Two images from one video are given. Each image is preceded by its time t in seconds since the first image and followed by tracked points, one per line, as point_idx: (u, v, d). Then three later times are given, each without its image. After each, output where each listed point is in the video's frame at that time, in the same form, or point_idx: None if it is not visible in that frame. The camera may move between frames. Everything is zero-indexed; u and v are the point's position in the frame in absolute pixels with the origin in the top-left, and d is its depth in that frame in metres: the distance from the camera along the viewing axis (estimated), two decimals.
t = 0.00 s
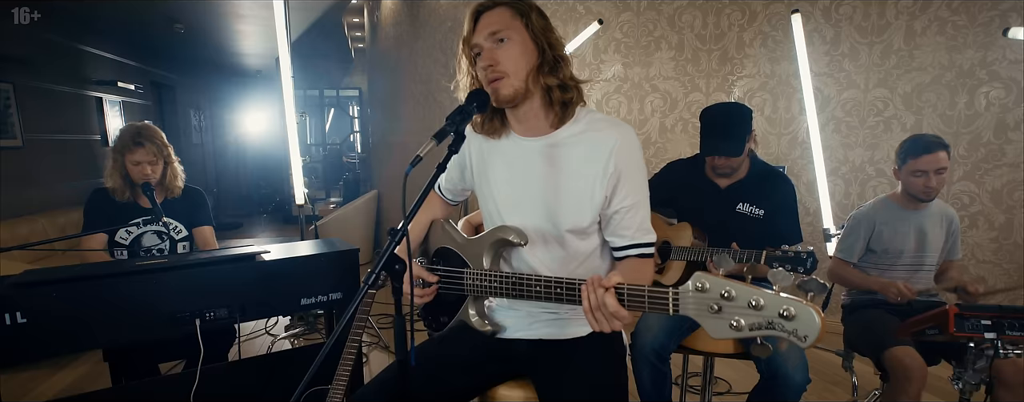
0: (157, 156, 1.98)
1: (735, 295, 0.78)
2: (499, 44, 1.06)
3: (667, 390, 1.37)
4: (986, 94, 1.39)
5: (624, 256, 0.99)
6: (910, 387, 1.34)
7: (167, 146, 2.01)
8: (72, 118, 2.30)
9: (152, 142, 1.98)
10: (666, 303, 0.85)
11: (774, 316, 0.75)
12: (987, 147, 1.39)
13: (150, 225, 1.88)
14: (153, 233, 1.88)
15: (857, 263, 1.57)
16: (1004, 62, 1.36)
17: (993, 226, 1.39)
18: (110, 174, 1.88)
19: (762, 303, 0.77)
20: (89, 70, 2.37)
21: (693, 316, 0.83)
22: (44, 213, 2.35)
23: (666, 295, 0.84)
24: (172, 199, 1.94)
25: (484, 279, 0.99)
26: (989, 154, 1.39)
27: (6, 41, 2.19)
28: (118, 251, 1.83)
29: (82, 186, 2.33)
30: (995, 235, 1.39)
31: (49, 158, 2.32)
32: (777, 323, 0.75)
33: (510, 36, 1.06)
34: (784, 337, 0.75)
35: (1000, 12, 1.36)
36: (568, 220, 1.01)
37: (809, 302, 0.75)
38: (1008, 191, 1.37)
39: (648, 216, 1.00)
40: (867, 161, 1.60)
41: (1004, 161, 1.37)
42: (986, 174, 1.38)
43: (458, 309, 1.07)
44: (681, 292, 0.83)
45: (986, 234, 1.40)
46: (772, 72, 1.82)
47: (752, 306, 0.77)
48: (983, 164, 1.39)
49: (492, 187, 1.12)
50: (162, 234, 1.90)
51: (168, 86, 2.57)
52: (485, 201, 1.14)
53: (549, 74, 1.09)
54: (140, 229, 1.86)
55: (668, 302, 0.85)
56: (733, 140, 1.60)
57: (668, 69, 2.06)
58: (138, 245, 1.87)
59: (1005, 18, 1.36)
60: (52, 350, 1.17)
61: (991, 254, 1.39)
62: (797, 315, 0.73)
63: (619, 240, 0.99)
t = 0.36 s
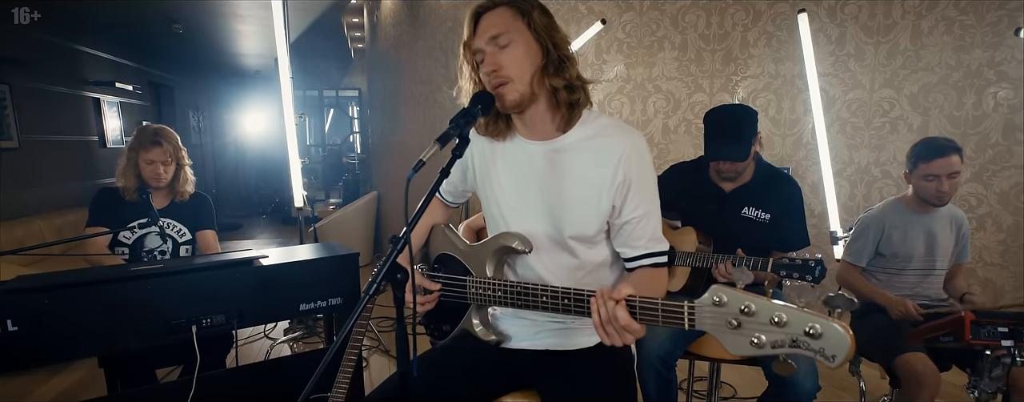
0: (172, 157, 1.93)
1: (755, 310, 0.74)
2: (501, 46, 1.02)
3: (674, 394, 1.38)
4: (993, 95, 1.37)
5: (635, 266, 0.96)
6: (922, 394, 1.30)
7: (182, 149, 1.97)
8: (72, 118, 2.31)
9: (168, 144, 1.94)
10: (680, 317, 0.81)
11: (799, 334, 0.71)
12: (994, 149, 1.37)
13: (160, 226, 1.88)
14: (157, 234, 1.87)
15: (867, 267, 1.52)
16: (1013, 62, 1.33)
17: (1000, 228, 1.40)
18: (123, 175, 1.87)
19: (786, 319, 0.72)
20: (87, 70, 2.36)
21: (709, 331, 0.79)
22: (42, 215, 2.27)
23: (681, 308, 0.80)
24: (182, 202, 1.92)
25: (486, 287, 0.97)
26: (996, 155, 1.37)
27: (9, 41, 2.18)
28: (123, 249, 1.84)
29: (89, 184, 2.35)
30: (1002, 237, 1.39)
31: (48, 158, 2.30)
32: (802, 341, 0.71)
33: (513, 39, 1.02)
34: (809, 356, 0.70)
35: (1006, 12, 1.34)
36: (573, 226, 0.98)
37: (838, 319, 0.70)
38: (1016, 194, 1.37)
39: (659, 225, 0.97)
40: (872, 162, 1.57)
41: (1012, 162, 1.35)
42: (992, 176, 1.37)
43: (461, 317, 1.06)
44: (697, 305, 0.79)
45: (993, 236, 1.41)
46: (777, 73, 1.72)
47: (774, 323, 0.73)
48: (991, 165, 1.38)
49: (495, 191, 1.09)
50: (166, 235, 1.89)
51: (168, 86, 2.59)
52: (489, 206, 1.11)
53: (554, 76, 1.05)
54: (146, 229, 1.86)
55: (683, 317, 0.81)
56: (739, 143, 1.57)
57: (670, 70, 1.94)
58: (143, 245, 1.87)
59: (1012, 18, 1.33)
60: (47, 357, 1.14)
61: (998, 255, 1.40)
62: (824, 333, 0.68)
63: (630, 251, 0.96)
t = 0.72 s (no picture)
0: (173, 161, 1.92)
1: (772, 339, 0.71)
2: (491, 58, 0.99)
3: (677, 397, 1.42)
4: (999, 96, 1.33)
5: (642, 272, 0.93)
6: None
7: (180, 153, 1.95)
8: (72, 120, 2.29)
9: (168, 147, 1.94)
10: (691, 340, 0.79)
11: (819, 366, 0.68)
12: (1000, 151, 1.34)
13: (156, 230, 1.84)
14: (155, 239, 1.84)
15: (870, 271, 1.51)
16: (1019, 63, 1.31)
17: (1006, 231, 1.35)
18: (122, 179, 1.87)
19: (804, 350, 0.69)
20: (83, 71, 2.33)
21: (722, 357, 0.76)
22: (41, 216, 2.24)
23: (691, 332, 0.78)
24: (182, 206, 1.89)
25: (485, 297, 0.94)
26: (1002, 157, 1.34)
27: (8, 43, 2.14)
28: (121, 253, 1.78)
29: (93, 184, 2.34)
30: (1009, 241, 1.35)
31: (46, 159, 2.26)
32: (821, 374, 0.68)
33: (503, 51, 0.99)
34: (828, 389, 0.68)
35: (1012, 12, 1.31)
36: (576, 233, 0.96)
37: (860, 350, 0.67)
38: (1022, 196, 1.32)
39: (665, 228, 0.93)
40: (876, 164, 1.53)
41: (1018, 164, 1.32)
42: (999, 179, 1.33)
43: (459, 327, 1.03)
44: (709, 329, 0.76)
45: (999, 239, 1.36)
46: (780, 74, 1.69)
47: (792, 353, 0.70)
48: (996, 168, 1.34)
49: (495, 197, 1.06)
50: (166, 240, 1.86)
51: (167, 88, 2.63)
52: (489, 212, 1.09)
53: (547, 83, 1.02)
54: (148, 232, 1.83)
55: (694, 340, 0.78)
56: (746, 148, 1.60)
57: (672, 70, 1.91)
58: (141, 250, 1.83)
59: (1020, 19, 1.30)
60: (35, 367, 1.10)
61: (1004, 259, 1.35)
62: (846, 367, 0.65)
63: (636, 256, 0.92)
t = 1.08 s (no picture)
0: (160, 164, 1.90)
1: (782, 354, 0.69)
2: (485, 54, 0.96)
3: None
4: (1008, 96, 1.30)
5: (649, 276, 0.90)
6: None
7: (171, 154, 1.94)
8: (67, 120, 2.25)
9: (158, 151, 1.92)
10: (698, 355, 0.77)
11: (833, 384, 0.65)
12: (1008, 152, 1.30)
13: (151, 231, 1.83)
14: (150, 241, 1.82)
15: (878, 276, 1.49)
16: None
17: (1014, 234, 1.32)
18: (116, 179, 1.86)
19: (817, 367, 0.66)
20: (82, 72, 2.30)
21: (730, 374, 0.74)
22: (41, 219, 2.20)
23: (698, 346, 0.76)
24: (176, 207, 1.88)
25: (483, 305, 0.92)
26: (1010, 158, 1.30)
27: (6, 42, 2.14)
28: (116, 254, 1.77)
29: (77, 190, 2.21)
30: (1017, 243, 1.31)
31: (48, 160, 2.24)
32: (836, 392, 0.65)
33: (496, 46, 0.96)
34: None
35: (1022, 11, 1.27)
36: (575, 237, 0.93)
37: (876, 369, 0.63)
38: None
39: (671, 232, 0.90)
40: (882, 166, 1.49)
41: None
42: (1006, 180, 1.30)
43: (456, 334, 1.00)
44: (716, 344, 0.74)
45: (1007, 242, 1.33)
46: (784, 73, 1.66)
47: (804, 370, 0.67)
48: (1004, 169, 1.31)
49: (493, 202, 1.04)
50: (161, 242, 1.84)
51: (166, 87, 2.51)
52: (486, 216, 1.06)
53: (545, 75, 1.00)
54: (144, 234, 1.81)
55: (701, 355, 0.76)
56: (751, 149, 1.56)
57: (674, 71, 1.89)
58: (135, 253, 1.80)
59: None
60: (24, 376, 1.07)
61: (1014, 262, 1.32)
62: (862, 386, 0.62)
63: (643, 260, 0.89)
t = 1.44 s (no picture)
0: (151, 165, 1.84)
1: (794, 360, 0.65)
2: (494, 50, 0.95)
3: None
4: None
5: (656, 287, 0.87)
6: None
7: (161, 154, 1.87)
8: (75, 121, 2.22)
9: (147, 151, 1.84)
10: (704, 362, 0.73)
11: (849, 392, 0.62)
12: None
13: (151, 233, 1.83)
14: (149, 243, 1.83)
15: (891, 283, 1.42)
16: None
17: None
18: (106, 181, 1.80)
19: (831, 373, 0.63)
20: (92, 73, 2.29)
21: (738, 381, 0.70)
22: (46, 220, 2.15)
23: (704, 352, 0.72)
24: (171, 209, 1.86)
25: (483, 314, 0.90)
26: None
27: (11, 44, 2.08)
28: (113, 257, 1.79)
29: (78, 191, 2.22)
30: None
31: (55, 161, 2.19)
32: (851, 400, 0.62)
33: (506, 40, 0.95)
34: None
35: None
36: (579, 245, 0.91)
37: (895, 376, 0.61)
38: None
39: (678, 240, 0.88)
40: (897, 168, 1.48)
41: None
42: None
43: (455, 346, 0.98)
44: (723, 350, 0.71)
45: None
46: (795, 74, 1.66)
47: (817, 376, 0.64)
48: None
49: (493, 207, 1.02)
50: (160, 244, 1.84)
51: (174, 87, 2.51)
52: (487, 221, 1.04)
53: (554, 77, 0.97)
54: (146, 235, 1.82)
55: (707, 362, 0.73)
56: (761, 154, 1.53)
57: (684, 71, 1.85)
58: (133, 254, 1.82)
59: None
60: (23, 382, 1.06)
61: None
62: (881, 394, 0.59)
63: (649, 270, 0.87)
